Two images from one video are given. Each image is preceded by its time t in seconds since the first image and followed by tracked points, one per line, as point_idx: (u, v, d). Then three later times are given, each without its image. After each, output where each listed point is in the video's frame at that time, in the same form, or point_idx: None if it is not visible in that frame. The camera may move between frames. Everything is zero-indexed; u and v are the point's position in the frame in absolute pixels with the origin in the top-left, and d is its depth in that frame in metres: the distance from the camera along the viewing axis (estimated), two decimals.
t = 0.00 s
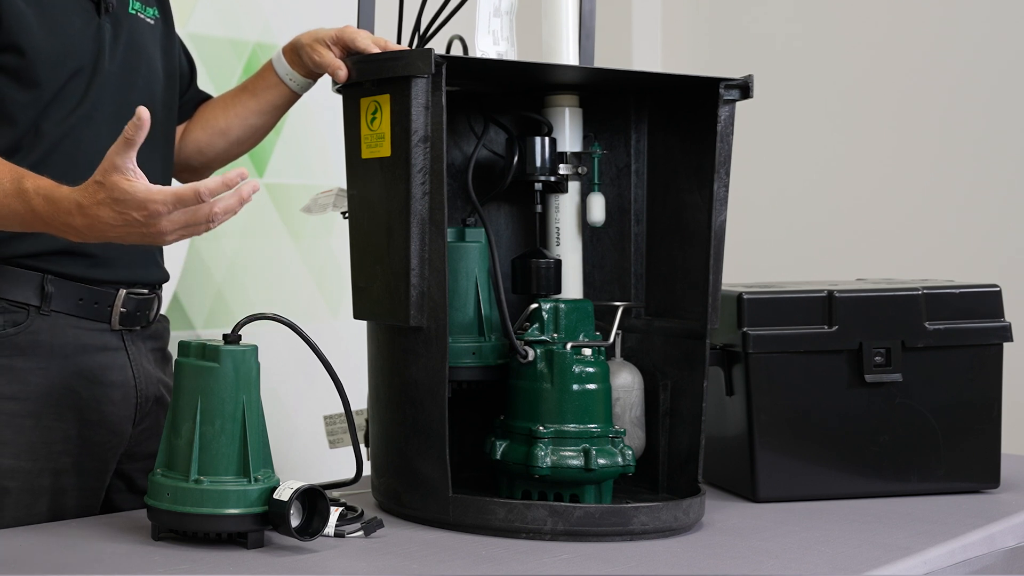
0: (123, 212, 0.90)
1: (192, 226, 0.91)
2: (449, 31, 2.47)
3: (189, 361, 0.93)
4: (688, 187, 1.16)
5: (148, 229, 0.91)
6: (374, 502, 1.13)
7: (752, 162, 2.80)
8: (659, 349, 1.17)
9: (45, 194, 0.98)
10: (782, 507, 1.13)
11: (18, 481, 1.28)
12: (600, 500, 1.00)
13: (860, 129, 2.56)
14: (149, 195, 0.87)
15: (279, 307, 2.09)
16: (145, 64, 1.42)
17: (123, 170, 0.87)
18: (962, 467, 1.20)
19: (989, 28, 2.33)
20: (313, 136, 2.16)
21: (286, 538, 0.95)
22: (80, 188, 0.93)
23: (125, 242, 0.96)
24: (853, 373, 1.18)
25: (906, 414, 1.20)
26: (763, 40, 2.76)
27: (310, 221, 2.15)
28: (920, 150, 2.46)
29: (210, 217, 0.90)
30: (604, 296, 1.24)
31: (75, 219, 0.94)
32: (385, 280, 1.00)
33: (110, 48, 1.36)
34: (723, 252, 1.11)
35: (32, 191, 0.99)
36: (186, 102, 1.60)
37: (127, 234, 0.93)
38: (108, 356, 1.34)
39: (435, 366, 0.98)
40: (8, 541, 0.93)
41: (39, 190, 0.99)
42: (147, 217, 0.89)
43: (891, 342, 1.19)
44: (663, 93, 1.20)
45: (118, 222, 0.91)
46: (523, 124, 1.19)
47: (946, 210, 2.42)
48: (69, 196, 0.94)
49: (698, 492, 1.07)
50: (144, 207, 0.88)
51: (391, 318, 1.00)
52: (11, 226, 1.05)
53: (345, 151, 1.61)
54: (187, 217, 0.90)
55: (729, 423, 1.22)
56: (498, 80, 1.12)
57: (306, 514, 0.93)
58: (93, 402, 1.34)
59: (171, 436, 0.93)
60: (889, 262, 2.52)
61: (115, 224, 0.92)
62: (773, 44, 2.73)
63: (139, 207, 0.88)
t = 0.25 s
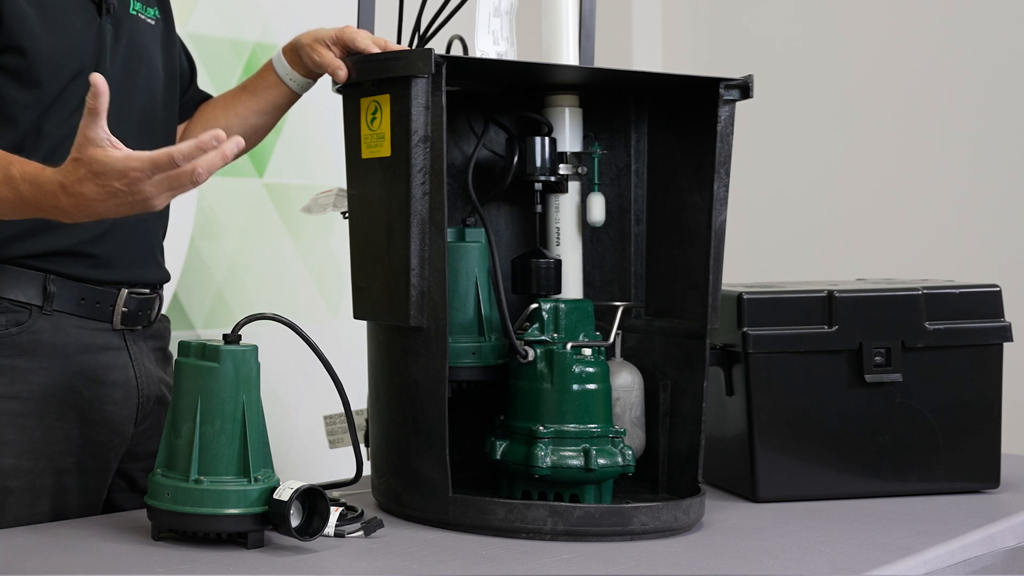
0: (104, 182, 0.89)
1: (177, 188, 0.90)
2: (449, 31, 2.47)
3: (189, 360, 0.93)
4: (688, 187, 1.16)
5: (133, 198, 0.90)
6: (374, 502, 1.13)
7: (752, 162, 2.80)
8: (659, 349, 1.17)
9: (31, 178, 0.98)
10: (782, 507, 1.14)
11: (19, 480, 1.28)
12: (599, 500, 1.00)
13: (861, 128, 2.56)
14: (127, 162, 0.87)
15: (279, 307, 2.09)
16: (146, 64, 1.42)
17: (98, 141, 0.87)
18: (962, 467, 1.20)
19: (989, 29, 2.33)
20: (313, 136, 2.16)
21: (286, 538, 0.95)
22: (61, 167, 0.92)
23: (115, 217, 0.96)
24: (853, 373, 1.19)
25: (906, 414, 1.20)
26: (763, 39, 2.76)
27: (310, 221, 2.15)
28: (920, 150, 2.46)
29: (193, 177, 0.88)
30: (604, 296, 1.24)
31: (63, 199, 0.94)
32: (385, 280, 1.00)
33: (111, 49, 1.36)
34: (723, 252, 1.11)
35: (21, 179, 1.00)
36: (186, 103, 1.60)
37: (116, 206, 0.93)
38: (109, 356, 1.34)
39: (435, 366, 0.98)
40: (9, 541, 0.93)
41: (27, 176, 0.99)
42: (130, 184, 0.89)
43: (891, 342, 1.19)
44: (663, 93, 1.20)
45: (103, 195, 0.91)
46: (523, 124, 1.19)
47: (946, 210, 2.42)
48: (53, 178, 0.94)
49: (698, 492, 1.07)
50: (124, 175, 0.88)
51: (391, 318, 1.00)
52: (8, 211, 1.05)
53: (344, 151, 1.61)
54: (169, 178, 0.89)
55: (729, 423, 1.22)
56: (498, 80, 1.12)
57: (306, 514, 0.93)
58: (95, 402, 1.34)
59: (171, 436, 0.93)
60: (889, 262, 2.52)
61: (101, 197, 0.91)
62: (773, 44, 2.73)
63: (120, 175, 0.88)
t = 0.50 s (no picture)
0: (82, 162, 0.89)
1: (155, 165, 0.90)
2: (449, 31, 2.47)
3: (189, 360, 0.93)
4: (688, 187, 1.16)
5: (113, 177, 0.90)
6: (374, 502, 1.13)
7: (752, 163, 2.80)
8: (659, 349, 1.17)
9: (14, 167, 0.98)
10: (782, 507, 1.13)
11: (22, 480, 1.28)
12: (599, 500, 1.00)
13: (860, 129, 2.56)
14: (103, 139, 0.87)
15: (279, 308, 2.09)
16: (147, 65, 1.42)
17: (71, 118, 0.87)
18: (962, 467, 1.20)
19: (989, 29, 2.34)
20: (313, 136, 2.16)
21: (286, 538, 0.95)
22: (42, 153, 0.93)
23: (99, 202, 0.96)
24: (853, 373, 1.19)
25: (906, 414, 1.20)
26: (763, 40, 2.76)
27: (310, 221, 2.15)
28: (920, 150, 2.46)
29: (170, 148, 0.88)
30: (603, 296, 1.24)
31: (45, 185, 0.94)
32: (385, 280, 1.00)
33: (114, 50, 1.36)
34: (723, 252, 1.11)
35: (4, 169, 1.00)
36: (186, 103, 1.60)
37: (98, 187, 0.93)
38: (110, 356, 1.34)
39: (435, 365, 0.98)
40: (9, 541, 0.92)
41: (10, 166, 0.99)
42: (107, 163, 0.89)
43: (891, 342, 1.19)
44: (663, 93, 1.20)
45: (83, 177, 0.91)
46: (523, 124, 1.19)
47: (946, 210, 2.42)
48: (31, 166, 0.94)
49: (698, 492, 1.07)
50: (100, 155, 0.88)
51: (391, 318, 1.00)
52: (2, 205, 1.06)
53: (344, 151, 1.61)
54: (146, 153, 0.89)
55: (729, 423, 1.22)
56: (498, 80, 1.12)
57: (306, 514, 0.93)
58: (96, 402, 1.34)
59: (171, 436, 0.93)
60: (889, 262, 2.52)
61: (82, 178, 0.91)
62: (773, 44, 2.73)
63: (96, 154, 0.88)
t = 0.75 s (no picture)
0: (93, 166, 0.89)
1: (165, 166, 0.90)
2: (449, 31, 2.47)
3: (189, 360, 0.93)
4: (688, 187, 1.16)
5: (124, 179, 0.90)
6: (374, 502, 1.13)
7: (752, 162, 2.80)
8: (659, 349, 1.17)
9: (21, 168, 0.98)
10: (782, 507, 1.13)
11: (25, 480, 1.28)
12: (599, 500, 1.01)
13: (860, 128, 2.56)
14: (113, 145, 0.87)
15: (279, 308, 2.09)
16: (147, 65, 1.42)
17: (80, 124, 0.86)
18: (962, 467, 1.20)
19: (989, 29, 2.34)
20: (313, 136, 2.16)
21: (286, 538, 0.95)
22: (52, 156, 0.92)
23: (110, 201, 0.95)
24: (853, 373, 1.18)
25: (905, 414, 1.20)
26: (763, 40, 2.76)
27: (310, 221, 2.15)
28: (920, 150, 2.46)
29: (179, 150, 0.87)
30: (604, 296, 1.25)
31: (54, 186, 0.93)
32: (384, 280, 1.00)
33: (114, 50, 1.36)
34: (723, 252, 1.11)
35: (10, 170, 0.99)
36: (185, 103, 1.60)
37: (107, 188, 0.92)
38: (110, 355, 1.35)
39: (435, 365, 0.98)
40: (9, 541, 0.93)
41: (17, 165, 0.99)
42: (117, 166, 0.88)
43: (891, 342, 1.19)
44: (663, 93, 1.20)
45: (93, 178, 0.91)
46: (523, 124, 1.19)
47: (946, 210, 2.42)
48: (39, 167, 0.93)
49: (698, 492, 1.07)
50: (110, 159, 0.87)
51: (391, 318, 1.00)
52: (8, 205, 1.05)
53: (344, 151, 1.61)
54: (156, 156, 0.88)
55: (729, 423, 1.22)
56: (498, 80, 1.12)
57: (306, 514, 0.93)
58: (97, 402, 1.34)
59: (172, 437, 0.93)
60: (889, 262, 2.52)
61: (93, 181, 0.91)
62: (773, 44, 2.73)
63: (106, 159, 0.88)
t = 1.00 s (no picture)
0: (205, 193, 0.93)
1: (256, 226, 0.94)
2: (449, 31, 2.47)
3: (189, 360, 0.93)
4: (688, 187, 1.16)
5: (213, 218, 0.93)
6: (374, 502, 1.13)
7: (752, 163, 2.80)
8: (659, 349, 1.17)
9: (114, 180, 0.98)
10: (782, 507, 1.13)
11: (16, 480, 1.28)
12: (599, 500, 1.01)
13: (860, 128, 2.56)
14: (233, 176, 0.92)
15: (279, 308, 2.09)
16: (146, 66, 1.42)
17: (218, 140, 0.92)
18: (962, 467, 1.20)
19: (988, 30, 2.34)
20: (313, 137, 2.16)
21: (286, 538, 0.95)
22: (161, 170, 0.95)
23: (175, 237, 0.97)
24: (853, 373, 1.19)
25: (906, 414, 1.20)
26: (763, 40, 2.76)
27: (310, 221, 2.15)
28: (920, 150, 2.46)
29: (275, 194, 0.91)
30: (604, 296, 1.25)
31: (147, 201, 0.94)
32: (385, 281, 1.00)
33: (111, 50, 1.36)
34: (723, 252, 1.11)
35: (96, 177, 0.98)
36: (185, 103, 1.61)
37: (194, 222, 0.94)
38: (108, 355, 1.35)
39: (435, 365, 0.98)
40: (8, 541, 0.92)
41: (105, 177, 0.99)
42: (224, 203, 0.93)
43: (891, 342, 1.19)
44: (663, 93, 1.20)
45: (194, 207, 0.93)
46: (523, 124, 1.19)
47: (946, 210, 2.42)
48: (144, 180, 0.95)
49: (698, 492, 1.07)
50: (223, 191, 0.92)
51: (391, 318, 1.00)
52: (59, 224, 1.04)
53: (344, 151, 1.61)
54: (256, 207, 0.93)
55: (729, 423, 1.22)
56: (498, 81, 1.12)
57: (306, 514, 0.93)
58: (92, 401, 1.34)
59: (171, 436, 0.93)
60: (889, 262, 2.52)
61: (187, 209, 0.93)
62: (772, 44, 2.73)
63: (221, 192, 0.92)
